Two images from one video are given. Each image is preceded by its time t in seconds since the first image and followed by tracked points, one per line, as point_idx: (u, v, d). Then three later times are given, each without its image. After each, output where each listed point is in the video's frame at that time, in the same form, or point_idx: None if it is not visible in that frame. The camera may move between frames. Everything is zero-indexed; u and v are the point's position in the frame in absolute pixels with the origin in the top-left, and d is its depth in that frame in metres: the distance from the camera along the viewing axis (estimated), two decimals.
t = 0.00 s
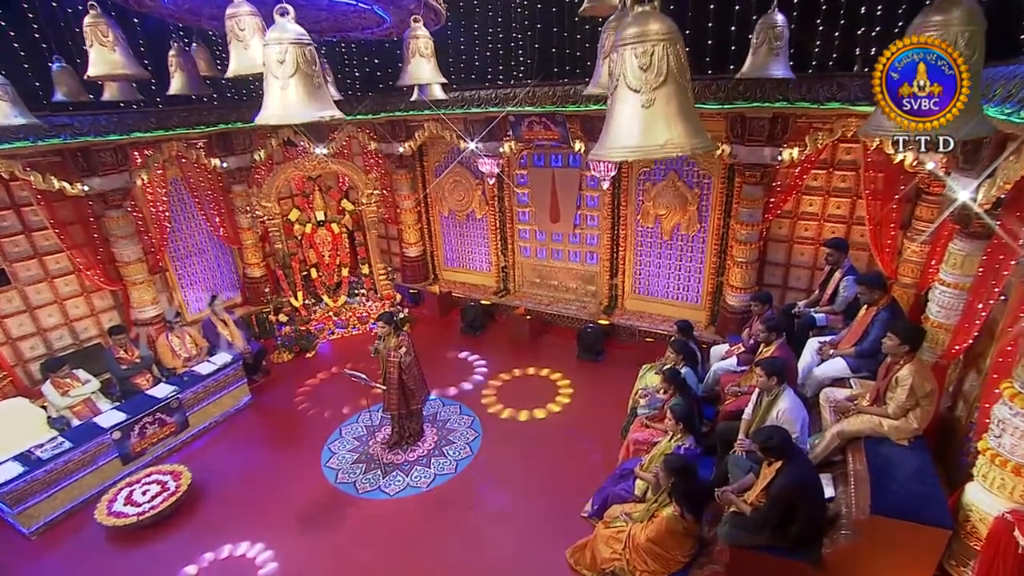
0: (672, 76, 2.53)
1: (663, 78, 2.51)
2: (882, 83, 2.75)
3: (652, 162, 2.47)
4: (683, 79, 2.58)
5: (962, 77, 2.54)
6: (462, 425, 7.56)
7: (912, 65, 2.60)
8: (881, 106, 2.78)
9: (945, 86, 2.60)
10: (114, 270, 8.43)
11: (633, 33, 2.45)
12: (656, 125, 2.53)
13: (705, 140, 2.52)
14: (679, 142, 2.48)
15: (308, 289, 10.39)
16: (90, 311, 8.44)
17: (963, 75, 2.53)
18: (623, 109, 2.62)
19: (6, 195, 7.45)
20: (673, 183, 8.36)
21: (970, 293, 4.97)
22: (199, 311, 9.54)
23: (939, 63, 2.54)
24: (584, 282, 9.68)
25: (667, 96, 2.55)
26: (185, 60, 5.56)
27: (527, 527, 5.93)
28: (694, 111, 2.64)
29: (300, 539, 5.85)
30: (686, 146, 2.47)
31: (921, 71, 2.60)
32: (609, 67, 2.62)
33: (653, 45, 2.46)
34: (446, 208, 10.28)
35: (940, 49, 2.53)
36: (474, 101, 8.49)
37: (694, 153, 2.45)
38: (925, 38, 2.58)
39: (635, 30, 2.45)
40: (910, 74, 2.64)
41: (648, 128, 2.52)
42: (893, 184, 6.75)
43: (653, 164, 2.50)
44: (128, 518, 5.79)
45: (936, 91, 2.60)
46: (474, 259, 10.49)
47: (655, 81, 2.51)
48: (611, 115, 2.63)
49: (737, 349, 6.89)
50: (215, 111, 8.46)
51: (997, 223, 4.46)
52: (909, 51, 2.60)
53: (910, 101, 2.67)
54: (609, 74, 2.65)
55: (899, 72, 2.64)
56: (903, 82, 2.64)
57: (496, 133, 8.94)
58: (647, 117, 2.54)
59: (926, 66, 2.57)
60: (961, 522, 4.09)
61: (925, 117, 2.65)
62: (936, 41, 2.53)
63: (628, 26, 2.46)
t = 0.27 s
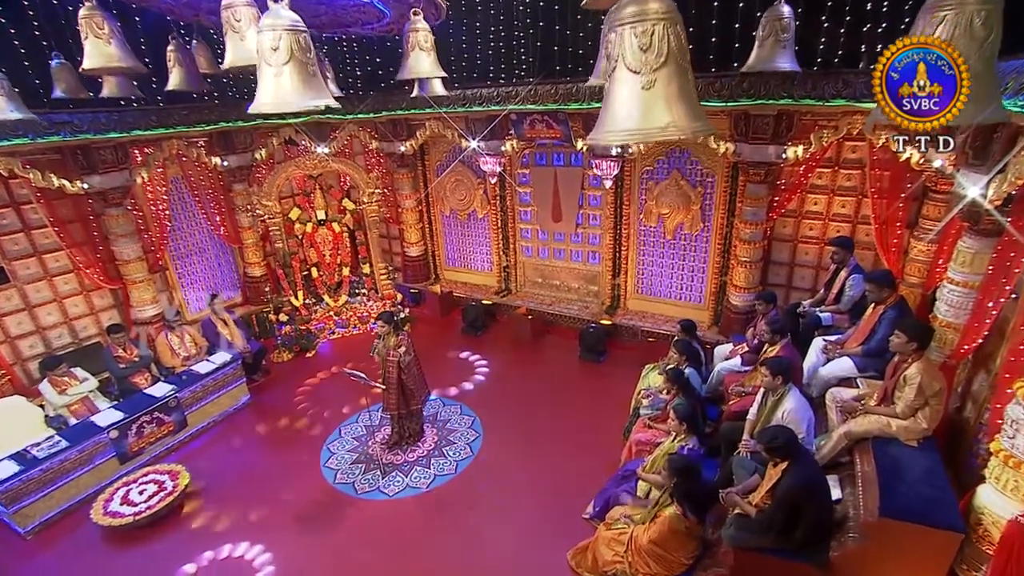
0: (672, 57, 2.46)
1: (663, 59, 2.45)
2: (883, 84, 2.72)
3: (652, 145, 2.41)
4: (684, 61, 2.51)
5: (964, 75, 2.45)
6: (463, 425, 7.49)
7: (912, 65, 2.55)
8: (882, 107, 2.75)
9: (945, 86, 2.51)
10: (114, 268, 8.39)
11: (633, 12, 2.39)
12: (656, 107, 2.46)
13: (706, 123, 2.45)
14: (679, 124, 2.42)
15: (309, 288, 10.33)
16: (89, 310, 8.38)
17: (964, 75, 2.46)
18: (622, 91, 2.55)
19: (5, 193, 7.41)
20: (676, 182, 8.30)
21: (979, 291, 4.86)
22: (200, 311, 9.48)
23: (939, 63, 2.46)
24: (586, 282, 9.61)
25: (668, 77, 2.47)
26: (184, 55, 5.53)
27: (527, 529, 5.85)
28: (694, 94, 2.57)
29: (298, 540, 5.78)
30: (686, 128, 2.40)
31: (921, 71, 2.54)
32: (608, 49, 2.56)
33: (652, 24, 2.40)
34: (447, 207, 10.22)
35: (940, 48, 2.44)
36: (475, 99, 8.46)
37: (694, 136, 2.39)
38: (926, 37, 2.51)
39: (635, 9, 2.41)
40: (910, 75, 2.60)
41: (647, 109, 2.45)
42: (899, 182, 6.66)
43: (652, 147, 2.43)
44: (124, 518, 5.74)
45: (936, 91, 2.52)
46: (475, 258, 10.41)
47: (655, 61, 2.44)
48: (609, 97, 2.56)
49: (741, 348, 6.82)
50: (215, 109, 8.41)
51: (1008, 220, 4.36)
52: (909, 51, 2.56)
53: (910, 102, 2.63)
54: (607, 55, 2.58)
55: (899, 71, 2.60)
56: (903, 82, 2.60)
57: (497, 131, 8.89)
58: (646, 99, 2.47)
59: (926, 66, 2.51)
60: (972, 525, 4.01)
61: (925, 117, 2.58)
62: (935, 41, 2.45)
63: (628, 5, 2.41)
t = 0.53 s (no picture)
0: (674, 38, 2.41)
1: (664, 39, 2.39)
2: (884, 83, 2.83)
3: (652, 127, 2.34)
4: (685, 42, 2.45)
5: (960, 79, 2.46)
6: (463, 427, 7.41)
7: (912, 65, 2.62)
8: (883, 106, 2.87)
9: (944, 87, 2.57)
10: (114, 268, 8.35)
11: None
12: (657, 88, 2.40)
13: (707, 105, 2.40)
14: (680, 105, 2.35)
15: (310, 289, 10.27)
16: (89, 310, 8.33)
17: (964, 75, 2.45)
18: (621, 72, 2.48)
19: (5, 192, 7.38)
20: (679, 182, 8.24)
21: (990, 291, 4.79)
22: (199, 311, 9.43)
23: (938, 63, 2.49)
24: (588, 284, 9.53)
25: (669, 58, 2.41)
26: (183, 52, 5.49)
27: (528, 533, 5.76)
28: (695, 77, 2.51)
29: (295, 543, 5.70)
30: (686, 110, 2.34)
31: (921, 71, 2.60)
32: (607, 30, 2.51)
33: (653, 2, 2.35)
34: (449, 208, 10.16)
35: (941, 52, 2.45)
36: (478, 99, 8.49)
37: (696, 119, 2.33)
38: (926, 37, 2.54)
39: None
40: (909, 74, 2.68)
41: (647, 90, 2.38)
42: (905, 182, 6.56)
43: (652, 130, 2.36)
44: (119, 519, 5.68)
45: (936, 91, 2.57)
46: (477, 260, 10.34)
47: (656, 41, 2.39)
48: (608, 78, 2.49)
49: (746, 350, 6.75)
50: (217, 109, 8.38)
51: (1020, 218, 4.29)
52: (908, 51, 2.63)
53: (910, 100, 2.73)
54: (606, 37, 2.53)
55: (900, 71, 2.70)
56: (903, 82, 2.69)
57: (500, 132, 8.85)
58: (647, 79, 2.41)
59: (926, 66, 2.57)
60: (986, 531, 3.92)
61: (925, 116, 2.67)
62: (934, 42, 2.49)
63: None
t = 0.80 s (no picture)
0: (678, 19, 2.36)
1: (668, 20, 2.34)
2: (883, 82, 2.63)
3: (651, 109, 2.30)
4: (688, 23, 2.40)
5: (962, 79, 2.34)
6: (464, 429, 7.35)
7: (912, 65, 2.48)
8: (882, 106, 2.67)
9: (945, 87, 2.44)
10: (114, 268, 8.32)
11: None
12: (658, 71, 2.35)
13: (709, 88, 2.35)
14: (683, 89, 2.31)
15: (311, 290, 10.20)
16: (89, 310, 8.29)
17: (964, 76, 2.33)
18: (622, 53, 2.44)
19: (5, 191, 7.36)
20: (682, 183, 8.18)
21: (1000, 291, 4.72)
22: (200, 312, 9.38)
23: (938, 64, 2.36)
24: (590, 285, 9.46)
25: (672, 40, 2.36)
26: (183, 50, 5.47)
27: (528, 536, 5.70)
28: (699, 60, 2.47)
29: (292, 546, 5.64)
30: (688, 93, 2.30)
31: (921, 71, 2.47)
32: (609, 9, 2.46)
33: None
34: (451, 209, 10.11)
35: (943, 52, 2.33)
36: (479, 99, 8.51)
37: (698, 102, 2.29)
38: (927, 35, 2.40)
39: None
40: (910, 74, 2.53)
41: (648, 72, 2.34)
42: (911, 182, 6.49)
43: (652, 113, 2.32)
44: (115, 520, 5.64)
45: (936, 91, 2.45)
46: (478, 261, 10.28)
47: (658, 22, 2.34)
48: (608, 58, 2.44)
49: (750, 351, 6.70)
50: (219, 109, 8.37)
51: None
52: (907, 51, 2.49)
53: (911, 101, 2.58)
54: (607, 15, 2.48)
55: (899, 71, 2.53)
56: (903, 82, 2.53)
57: (502, 132, 8.84)
58: (648, 61, 2.35)
59: (926, 66, 2.44)
60: (1000, 537, 3.87)
61: (925, 117, 2.54)
62: (935, 40, 2.35)
63: None
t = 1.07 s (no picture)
0: None
1: None
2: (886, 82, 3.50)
3: (656, 83, 2.23)
4: None
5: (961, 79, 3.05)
6: (465, 429, 7.27)
7: (912, 66, 3.29)
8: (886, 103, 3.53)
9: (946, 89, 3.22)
10: (114, 267, 8.27)
11: None
12: (664, 43, 2.26)
13: (716, 61, 2.27)
14: (691, 62, 2.22)
15: (312, 290, 10.10)
16: (89, 309, 8.24)
17: (957, 75, 3.07)
18: (626, 24, 2.35)
19: (6, 189, 7.32)
20: (686, 181, 8.09)
21: (1014, 289, 4.63)
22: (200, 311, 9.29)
23: (937, 63, 3.05)
24: (594, 285, 9.38)
25: (679, 10, 2.27)
26: (182, 44, 5.42)
27: (530, 537, 5.61)
28: (706, 33, 2.38)
29: (290, 546, 5.57)
30: (694, 66, 2.21)
31: (920, 73, 3.28)
32: None
33: None
34: (453, 208, 10.03)
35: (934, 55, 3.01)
36: (482, 97, 8.43)
37: (705, 76, 2.21)
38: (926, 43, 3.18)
39: None
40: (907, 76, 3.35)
41: (654, 43, 2.25)
42: (920, 180, 6.40)
43: (657, 86, 2.25)
44: (112, 520, 5.60)
45: (934, 91, 3.28)
46: (481, 261, 10.21)
47: None
48: (613, 29, 2.35)
49: (755, 351, 6.63)
50: (222, 107, 8.34)
51: None
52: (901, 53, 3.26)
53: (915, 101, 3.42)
54: None
55: (900, 73, 3.36)
56: (904, 82, 3.37)
57: (505, 130, 8.80)
58: (654, 33, 2.26)
59: (926, 68, 3.22)
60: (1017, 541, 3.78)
61: (924, 114, 3.37)
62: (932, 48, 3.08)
63: None
